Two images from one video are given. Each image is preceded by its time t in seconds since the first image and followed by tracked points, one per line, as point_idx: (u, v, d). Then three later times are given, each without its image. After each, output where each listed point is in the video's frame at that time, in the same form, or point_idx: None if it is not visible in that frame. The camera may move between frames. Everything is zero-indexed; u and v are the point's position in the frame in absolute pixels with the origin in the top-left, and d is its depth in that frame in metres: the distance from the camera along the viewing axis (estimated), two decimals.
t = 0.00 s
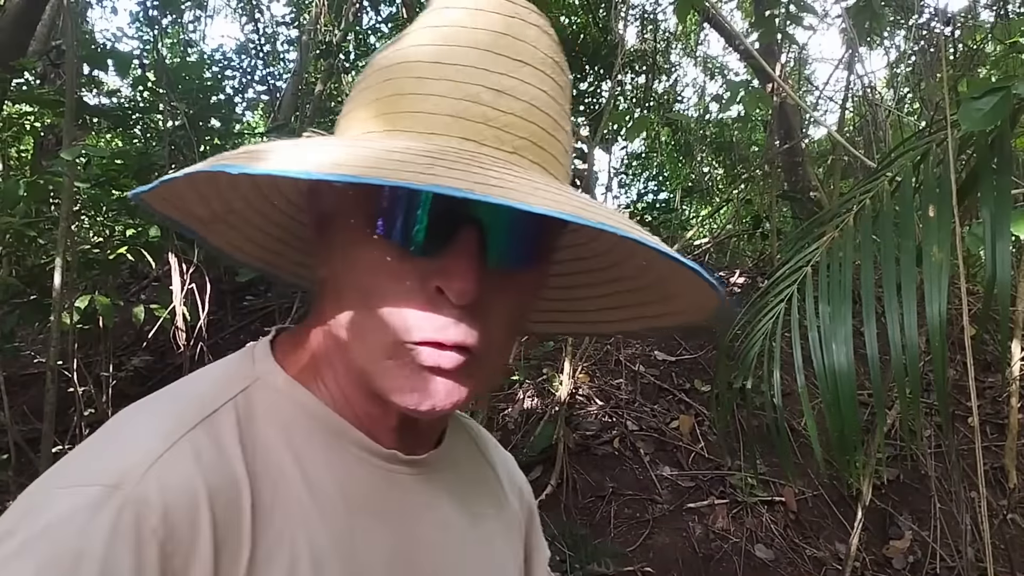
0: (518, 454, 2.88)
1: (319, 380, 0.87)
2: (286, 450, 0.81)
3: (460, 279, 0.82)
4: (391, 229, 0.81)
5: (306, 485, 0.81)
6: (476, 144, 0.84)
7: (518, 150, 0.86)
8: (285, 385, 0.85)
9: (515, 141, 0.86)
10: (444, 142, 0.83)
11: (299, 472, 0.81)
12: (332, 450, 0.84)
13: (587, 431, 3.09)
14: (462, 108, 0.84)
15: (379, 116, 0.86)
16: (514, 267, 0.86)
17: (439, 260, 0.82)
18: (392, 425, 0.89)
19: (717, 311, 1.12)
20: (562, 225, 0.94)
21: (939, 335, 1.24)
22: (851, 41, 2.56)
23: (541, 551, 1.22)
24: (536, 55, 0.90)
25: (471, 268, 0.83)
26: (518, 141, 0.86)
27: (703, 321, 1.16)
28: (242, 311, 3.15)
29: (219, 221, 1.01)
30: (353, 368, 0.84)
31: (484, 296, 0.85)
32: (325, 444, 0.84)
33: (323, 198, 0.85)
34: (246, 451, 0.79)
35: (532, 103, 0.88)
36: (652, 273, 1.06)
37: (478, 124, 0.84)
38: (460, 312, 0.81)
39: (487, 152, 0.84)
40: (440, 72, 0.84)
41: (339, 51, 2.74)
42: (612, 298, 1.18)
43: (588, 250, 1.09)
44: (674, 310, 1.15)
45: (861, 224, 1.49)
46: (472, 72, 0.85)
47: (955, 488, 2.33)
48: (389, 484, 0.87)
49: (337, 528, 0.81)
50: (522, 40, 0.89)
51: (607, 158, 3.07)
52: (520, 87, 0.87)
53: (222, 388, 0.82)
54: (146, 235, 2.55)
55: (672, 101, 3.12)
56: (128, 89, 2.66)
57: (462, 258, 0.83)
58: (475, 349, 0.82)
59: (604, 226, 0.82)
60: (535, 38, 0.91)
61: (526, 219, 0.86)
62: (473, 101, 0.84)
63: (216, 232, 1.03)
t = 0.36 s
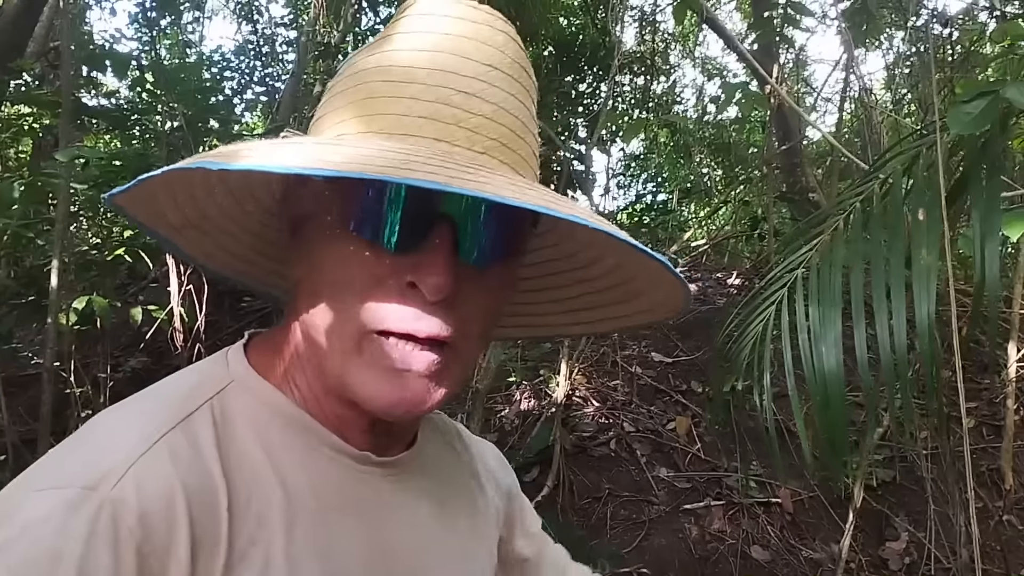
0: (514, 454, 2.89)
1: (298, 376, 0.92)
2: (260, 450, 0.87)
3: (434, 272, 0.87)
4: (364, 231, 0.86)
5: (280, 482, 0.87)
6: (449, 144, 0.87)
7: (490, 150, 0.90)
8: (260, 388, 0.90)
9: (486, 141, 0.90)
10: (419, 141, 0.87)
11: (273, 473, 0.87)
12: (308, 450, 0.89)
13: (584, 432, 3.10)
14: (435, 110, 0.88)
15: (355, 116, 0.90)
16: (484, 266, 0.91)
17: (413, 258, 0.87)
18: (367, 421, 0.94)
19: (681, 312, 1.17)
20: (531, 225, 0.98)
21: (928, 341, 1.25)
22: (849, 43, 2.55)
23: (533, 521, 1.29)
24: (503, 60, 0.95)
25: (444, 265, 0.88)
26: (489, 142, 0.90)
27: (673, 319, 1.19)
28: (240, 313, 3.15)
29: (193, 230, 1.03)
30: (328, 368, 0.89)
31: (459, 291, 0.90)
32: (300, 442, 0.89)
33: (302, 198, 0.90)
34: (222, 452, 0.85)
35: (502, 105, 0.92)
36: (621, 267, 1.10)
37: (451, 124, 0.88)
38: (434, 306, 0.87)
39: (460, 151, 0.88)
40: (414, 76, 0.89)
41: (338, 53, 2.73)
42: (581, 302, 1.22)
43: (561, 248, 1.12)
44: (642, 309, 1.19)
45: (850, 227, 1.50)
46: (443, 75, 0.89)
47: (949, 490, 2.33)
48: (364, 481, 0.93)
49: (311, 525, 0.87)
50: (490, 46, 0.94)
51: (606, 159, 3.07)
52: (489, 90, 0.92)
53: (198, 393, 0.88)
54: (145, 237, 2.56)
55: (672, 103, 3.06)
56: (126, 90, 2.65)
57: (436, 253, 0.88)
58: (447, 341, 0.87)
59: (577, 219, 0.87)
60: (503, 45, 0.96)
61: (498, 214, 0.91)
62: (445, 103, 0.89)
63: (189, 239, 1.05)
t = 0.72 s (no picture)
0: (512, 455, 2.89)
1: (287, 380, 0.93)
2: (247, 451, 0.88)
3: (420, 287, 0.87)
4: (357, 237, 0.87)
5: (265, 483, 0.88)
6: (442, 160, 0.89)
7: (481, 167, 0.92)
8: (247, 391, 0.91)
9: (478, 159, 0.92)
10: (412, 157, 0.88)
11: (260, 473, 0.88)
12: (295, 452, 0.91)
13: (582, 433, 3.11)
14: (430, 123, 0.90)
15: (349, 129, 0.91)
16: (474, 281, 0.92)
17: (403, 271, 0.87)
18: (354, 429, 0.95)
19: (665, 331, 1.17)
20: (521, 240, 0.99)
21: (920, 343, 1.25)
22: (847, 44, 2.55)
23: (538, 520, 1.29)
24: (498, 78, 0.96)
25: (431, 279, 0.88)
26: (481, 159, 0.92)
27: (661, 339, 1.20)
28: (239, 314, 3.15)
29: (189, 236, 1.04)
30: (318, 374, 0.89)
31: (447, 304, 0.90)
32: (286, 444, 0.90)
33: (296, 207, 0.91)
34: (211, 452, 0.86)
35: (495, 123, 0.94)
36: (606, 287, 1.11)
37: (444, 140, 0.90)
38: (422, 323, 0.87)
39: (452, 167, 0.89)
40: (410, 92, 0.91)
41: (336, 54, 2.74)
42: (571, 321, 1.23)
43: (551, 266, 1.13)
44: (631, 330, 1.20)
45: (842, 230, 1.51)
46: (439, 93, 0.91)
47: (946, 489, 2.33)
48: (351, 483, 0.94)
49: (293, 525, 0.88)
50: (485, 65, 0.96)
51: (604, 160, 3.07)
52: (483, 108, 0.93)
53: (185, 397, 0.89)
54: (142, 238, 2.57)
55: (669, 104, 3.06)
56: (124, 92, 2.65)
57: (422, 267, 0.88)
58: (434, 358, 0.87)
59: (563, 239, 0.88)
60: (499, 63, 0.98)
61: (491, 231, 0.91)
62: (439, 120, 0.90)
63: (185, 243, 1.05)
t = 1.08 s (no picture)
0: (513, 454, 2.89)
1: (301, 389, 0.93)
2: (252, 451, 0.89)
3: (440, 339, 0.87)
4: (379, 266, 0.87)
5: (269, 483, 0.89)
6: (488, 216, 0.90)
7: (527, 223, 0.92)
8: (251, 390, 0.91)
9: (526, 215, 0.92)
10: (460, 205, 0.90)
11: (264, 473, 0.89)
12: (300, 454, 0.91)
13: (582, 432, 3.08)
14: (474, 168, 0.91)
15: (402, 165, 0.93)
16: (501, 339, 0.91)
17: (431, 319, 0.86)
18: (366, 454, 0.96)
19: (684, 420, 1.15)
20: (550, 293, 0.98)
21: (919, 342, 1.26)
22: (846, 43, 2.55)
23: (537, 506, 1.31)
24: (563, 135, 0.95)
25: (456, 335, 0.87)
26: (528, 216, 0.92)
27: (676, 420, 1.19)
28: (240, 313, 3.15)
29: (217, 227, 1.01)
30: (337, 404, 0.90)
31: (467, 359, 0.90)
32: (290, 445, 0.91)
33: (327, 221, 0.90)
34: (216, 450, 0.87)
35: (551, 180, 0.94)
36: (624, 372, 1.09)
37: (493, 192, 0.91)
38: (434, 373, 0.88)
39: (497, 222, 0.90)
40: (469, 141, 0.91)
41: (335, 53, 2.74)
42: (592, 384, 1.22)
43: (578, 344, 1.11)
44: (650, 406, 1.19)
45: (843, 229, 1.51)
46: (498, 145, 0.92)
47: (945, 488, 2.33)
48: (352, 485, 0.95)
49: (295, 526, 0.90)
50: (552, 120, 0.95)
51: (604, 159, 3.08)
52: (541, 163, 0.93)
53: (192, 394, 0.89)
54: (143, 237, 2.58)
55: (669, 103, 3.07)
56: (124, 91, 2.65)
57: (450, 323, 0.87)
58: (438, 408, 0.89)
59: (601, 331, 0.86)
60: (568, 118, 0.97)
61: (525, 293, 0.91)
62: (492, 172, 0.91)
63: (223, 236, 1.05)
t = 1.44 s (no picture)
0: (517, 455, 2.89)
1: (327, 380, 0.93)
2: (268, 451, 0.88)
3: (476, 294, 0.86)
4: (414, 236, 0.85)
5: (284, 484, 0.87)
6: (510, 172, 0.87)
7: (547, 180, 0.89)
8: (274, 388, 0.91)
9: (546, 174, 0.89)
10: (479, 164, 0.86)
11: (279, 474, 0.87)
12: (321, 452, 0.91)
13: (586, 432, 3.09)
14: (492, 129, 0.89)
15: (415, 134, 0.90)
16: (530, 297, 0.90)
17: (462, 277, 0.85)
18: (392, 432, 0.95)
19: (707, 370, 1.17)
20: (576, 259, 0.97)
21: (925, 343, 1.25)
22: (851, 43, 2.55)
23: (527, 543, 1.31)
24: (572, 95, 0.94)
25: (487, 288, 0.87)
26: (547, 172, 0.90)
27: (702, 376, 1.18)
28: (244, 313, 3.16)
29: (236, 224, 1.04)
30: (368, 375, 0.88)
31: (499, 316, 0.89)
32: (312, 445, 0.90)
33: (350, 201, 0.91)
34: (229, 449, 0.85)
35: (565, 139, 0.92)
36: (649, 311, 1.11)
37: (512, 150, 0.88)
38: (474, 330, 0.85)
39: (517, 178, 0.87)
40: (483, 102, 0.89)
41: (340, 53, 2.74)
42: (613, 343, 1.22)
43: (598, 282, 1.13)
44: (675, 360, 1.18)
45: (847, 229, 1.51)
46: (510, 103, 0.89)
47: (950, 488, 2.33)
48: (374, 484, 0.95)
49: (312, 528, 0.87)
50: (560, 82, 0.94)
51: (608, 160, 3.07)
52: (554, 123, 0.91)
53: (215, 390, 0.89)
54: (147, 235, 2.58)
55: (673, 103, 3.07)
56: (129, 91, 2.65)
57: (483, 277, 0.86)
58: (481, 367, 0.86)
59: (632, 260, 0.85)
60: (575, 81, 0.96)
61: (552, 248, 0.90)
62: (508, 130, 0.89)
63: (235, 230, 1.05)
